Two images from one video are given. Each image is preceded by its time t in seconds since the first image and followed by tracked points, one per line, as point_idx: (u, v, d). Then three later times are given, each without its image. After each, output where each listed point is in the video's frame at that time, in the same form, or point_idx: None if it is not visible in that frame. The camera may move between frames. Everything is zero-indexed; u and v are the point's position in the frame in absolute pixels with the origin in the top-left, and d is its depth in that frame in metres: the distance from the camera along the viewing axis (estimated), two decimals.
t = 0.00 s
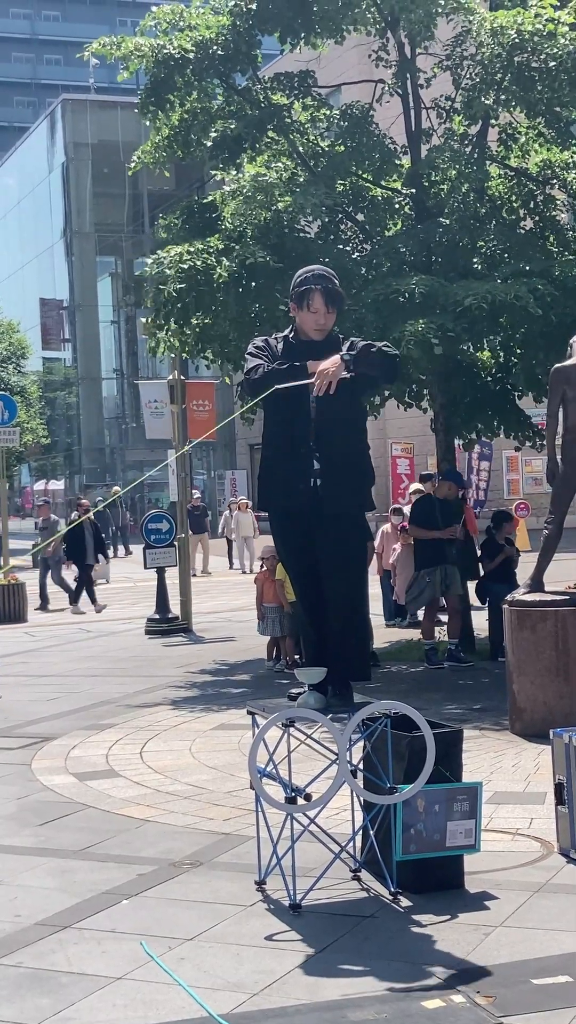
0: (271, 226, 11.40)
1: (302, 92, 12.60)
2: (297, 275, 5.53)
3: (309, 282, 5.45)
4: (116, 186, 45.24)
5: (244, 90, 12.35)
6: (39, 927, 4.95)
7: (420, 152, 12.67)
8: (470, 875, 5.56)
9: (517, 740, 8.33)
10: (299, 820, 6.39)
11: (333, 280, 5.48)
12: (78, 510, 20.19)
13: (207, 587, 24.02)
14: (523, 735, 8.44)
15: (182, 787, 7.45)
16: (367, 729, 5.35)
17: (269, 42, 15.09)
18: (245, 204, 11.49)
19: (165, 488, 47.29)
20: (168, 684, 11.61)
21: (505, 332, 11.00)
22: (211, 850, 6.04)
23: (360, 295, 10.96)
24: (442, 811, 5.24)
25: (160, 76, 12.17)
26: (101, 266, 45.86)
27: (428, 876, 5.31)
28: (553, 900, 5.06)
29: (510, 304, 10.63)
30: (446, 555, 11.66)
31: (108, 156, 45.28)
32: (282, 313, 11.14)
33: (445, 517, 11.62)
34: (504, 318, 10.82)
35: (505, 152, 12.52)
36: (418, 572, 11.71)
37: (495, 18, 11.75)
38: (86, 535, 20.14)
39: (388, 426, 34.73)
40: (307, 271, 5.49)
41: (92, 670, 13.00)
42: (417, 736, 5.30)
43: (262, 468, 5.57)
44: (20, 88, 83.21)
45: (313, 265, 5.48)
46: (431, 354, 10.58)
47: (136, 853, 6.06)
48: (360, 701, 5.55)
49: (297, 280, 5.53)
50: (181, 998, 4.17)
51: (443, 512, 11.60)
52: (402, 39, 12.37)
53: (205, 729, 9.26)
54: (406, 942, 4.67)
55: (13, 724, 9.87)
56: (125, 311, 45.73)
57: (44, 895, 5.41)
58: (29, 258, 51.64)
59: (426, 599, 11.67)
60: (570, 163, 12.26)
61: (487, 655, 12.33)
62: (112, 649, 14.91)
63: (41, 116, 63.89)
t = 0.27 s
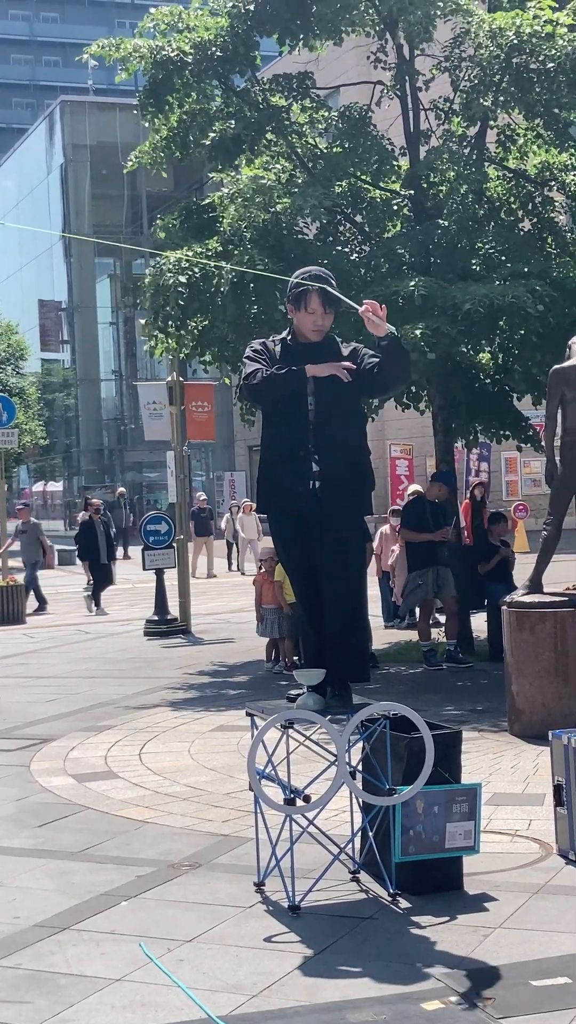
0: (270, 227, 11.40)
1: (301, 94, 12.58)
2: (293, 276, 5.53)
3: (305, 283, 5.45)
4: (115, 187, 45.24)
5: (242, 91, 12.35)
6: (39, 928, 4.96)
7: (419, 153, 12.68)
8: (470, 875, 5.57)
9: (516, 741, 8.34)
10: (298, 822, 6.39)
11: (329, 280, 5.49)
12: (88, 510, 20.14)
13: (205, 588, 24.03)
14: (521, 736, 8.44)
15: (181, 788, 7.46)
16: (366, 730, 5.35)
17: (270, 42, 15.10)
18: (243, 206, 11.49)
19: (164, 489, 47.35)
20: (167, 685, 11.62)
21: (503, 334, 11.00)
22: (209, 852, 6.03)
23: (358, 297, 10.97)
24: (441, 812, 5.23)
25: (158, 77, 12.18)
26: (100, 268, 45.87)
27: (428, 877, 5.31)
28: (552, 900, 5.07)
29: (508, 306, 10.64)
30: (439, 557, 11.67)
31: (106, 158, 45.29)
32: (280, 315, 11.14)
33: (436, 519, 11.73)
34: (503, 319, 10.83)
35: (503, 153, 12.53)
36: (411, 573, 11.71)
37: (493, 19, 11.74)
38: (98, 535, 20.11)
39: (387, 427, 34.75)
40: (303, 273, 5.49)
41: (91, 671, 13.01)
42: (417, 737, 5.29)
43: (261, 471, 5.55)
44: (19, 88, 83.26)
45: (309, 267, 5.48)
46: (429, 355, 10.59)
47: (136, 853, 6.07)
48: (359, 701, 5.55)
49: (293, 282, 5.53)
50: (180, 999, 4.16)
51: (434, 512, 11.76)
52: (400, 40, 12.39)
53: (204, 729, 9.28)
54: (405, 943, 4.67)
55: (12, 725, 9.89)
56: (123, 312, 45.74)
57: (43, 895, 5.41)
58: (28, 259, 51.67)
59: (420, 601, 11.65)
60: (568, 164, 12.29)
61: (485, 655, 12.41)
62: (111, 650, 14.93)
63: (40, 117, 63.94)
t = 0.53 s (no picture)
0: (269, 229, 11.40)
1: (300, 95, 12.60)
2: (292, 277, 5.53)
3: (303, 285, 5.44)
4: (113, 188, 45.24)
5: (241, 92, 12.35)
6: (37, 928, 4.97)
7: (418, 153, 12.69)
8: (468, 876, 5.57)
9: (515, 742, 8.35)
10: (296, 823, 6.39)
11: (328, 282, 5.48)
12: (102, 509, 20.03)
13: (204, 589, 24.04)
14: (520, 737, 8.45)
15: (180, 788, 7.47)
16: (365, 731, 5.35)
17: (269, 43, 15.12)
18: (242, 207, 11.49)
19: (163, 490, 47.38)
20: (166, 686, 11.64)
21: (501, 335, 11.00)
22: (208, 853, 6.03)
23: (357, 298, 10.99)
24: (440, 813, 5.23)
25: (157, 78, 12.18)
26: (98, 268, 45.86)
27: (426, 878, 5.32)
28: (551, 901, 5.08)
29: (507, 308, 10.64)
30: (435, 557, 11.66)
31: (105, 158, 45.28)
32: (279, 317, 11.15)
33: (430, 522, 11.76)
34: (501, 321, 10.83)
35: (502, 154, 12.53)
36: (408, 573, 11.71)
37: (492, 19, 11.72)
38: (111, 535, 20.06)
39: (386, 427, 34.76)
40: (302, 274, 5.48)
41: (90, 671, 13.03)
42: (415, 738, 5.29)
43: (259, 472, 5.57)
44: (18, 88, 83.29)
45: (307, 268, 5.46)
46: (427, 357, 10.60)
47: (134, 854, 6.08)
48: (358, 703, 5.55)
49: (292, 283, 5.52)
50: (178, 1000, 4.17)
51: (428, 512, 11.79)
52: (399, 41, 12.39)
53: (203, 730, 9.29)
54: (403, 944, 4.68)
55: (11, 726, 9.91)
56: (122, 313, 45.75)
57: (42, 896, 5.42)
58: (26, 259, 51.68)
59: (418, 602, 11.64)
60: (567, 165, 12.33)
61: (485, 655, 12.44)
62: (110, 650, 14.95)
63: (39, 118, 63.98)
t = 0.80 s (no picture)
0: (268, 229, 11.39)
1: (298, 96, 12.55)
2: (292, 276, 5.52)
3: (303, 286, 5.43)
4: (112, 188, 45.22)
5: (240, 93, 12.36)
6: (36, 928, 4.98)
7: (416, 154, 12.68)
8: (467, 876, 5.58)
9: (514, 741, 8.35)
10: (295, 823, 6.39)
11: (328, 282, 5.47)
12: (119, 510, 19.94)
13: (203, 590, 24.05)
14: (519, 737, 8.45)
15: (179, 788, 7.47)
16: (364, 731, 5.35)
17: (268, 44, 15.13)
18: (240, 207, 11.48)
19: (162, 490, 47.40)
20: (165, 686, 11.66)
21: (499, 334, 10.99)
22: (207, 853, 6.03)
23: (355, 298, 10.98)
24: (439, 813, 5.23)
25: (156, 78, 12.18)
26: (97, 268, 45.84)
27: (426, 877, 5.32)
28: (549, 901, 5.08)
29: (506, 307, 10.63)
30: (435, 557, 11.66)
31: (104, 158, 45.28)
32: (278, 318, 11.15)
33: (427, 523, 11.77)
34: (500, 321, 10.83)
35: (500, 154, 12.52)
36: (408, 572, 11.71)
37: (490, 19, 11.71)
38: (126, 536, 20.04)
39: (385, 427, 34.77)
40: (302, 274, 5.47)
41: (89, 672, 13.04)
42: (414, 738, 5.29)
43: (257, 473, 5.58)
44: (16, 89, 83.36)
45: (308, 267, 5.45)
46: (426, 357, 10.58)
47: (133, 854, 6.09)
48: (356, 702, 5.55)
49: (292, 283, 5.52)
50: (178, 1000, 4.17)
51: (424, 512, 11.81)
52: (397, 41, 12.38)
53: (202, 730, 9.30)
54: (402, 943, 4.68)
55: (10, 726, 9.92)
56: (121, 313, 45.74)
57: (42, 896, 5.43)
58: (25, 260, 51.69)
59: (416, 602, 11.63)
60: (565, 166, 12.35)
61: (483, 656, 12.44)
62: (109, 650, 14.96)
63: (38, 119, 63.97)
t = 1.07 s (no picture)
0: (267, 228, 11.37)
1: (298, 95, 12.53)
2: (293, 277, 5.52)
3: (305, 287, 5.44)
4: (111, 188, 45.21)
5: (239, 93, 12.36)
6: (36, 928, 4.97)
7: (416, 153, 12.68)
8: (467, 876, 5.57)
9: (514, 741, 8.34)
10: (295, 823, 6.38)
11: (330, 283, 5.47)
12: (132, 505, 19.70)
13: (202, 589, 24.05)
14: (519, 737, 8.44)
15: (179, 788, 7.47)
16: (364, 731, 5.34)
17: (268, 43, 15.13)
18: (239, 207, 11.48)
19: (161, 490, 47.41)
20: (164, 685, 11.65)
21: (498, 334, 10.98)
22: (206, 852, 6.03)
23: (355, 298, 10.98)
24: (439, 812, 5.23)
25: (155, 77, 12.19)
26: (96, 268, 45.84)
27: (425, 877, 5.31)
28: (549, 900, 5.08)
29: (505, 307, 10.64)
30: (435, 557, 11.65)
31: (103, 158, 45.30)
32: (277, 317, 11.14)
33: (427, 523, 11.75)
34: (499, 321, 10.83)
35: (500, 153, 12.50)
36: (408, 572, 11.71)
37: (490, 19, 11.70)
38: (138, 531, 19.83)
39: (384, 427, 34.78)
40: (304, 275, 5.47)
41: (88, 671, 13.04)
42: (414, 738, 5.29)
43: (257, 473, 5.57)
44: (15, 89, 83.41)
45: (309, 268, 5.45)
46: (425, 356, 10.58)
47: (133, 853, 6.08)
48: (356, 702, 5.55)
49: (293, 283, 5.52)
50: (178, 1000, 4.17)
51: (424, 512, 11.80)
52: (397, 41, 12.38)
53: (202, 730, 9.29)
54: (402, 943, 4.67)
55: (9, 725, 9.92)
56: (120, 313, 45.76)
57: (41, 896, 5.42)
58: (24, 260, 51.70)
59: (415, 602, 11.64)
60: (565, 165, 12.32)
61: (482, 655, 12.44)
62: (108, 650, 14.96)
63: (38, 118, 63.96)
